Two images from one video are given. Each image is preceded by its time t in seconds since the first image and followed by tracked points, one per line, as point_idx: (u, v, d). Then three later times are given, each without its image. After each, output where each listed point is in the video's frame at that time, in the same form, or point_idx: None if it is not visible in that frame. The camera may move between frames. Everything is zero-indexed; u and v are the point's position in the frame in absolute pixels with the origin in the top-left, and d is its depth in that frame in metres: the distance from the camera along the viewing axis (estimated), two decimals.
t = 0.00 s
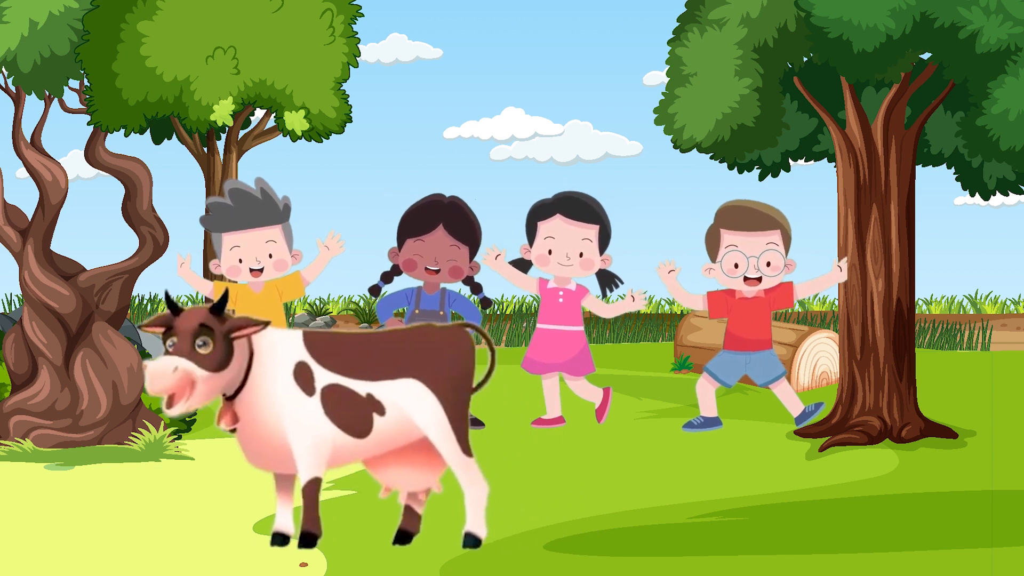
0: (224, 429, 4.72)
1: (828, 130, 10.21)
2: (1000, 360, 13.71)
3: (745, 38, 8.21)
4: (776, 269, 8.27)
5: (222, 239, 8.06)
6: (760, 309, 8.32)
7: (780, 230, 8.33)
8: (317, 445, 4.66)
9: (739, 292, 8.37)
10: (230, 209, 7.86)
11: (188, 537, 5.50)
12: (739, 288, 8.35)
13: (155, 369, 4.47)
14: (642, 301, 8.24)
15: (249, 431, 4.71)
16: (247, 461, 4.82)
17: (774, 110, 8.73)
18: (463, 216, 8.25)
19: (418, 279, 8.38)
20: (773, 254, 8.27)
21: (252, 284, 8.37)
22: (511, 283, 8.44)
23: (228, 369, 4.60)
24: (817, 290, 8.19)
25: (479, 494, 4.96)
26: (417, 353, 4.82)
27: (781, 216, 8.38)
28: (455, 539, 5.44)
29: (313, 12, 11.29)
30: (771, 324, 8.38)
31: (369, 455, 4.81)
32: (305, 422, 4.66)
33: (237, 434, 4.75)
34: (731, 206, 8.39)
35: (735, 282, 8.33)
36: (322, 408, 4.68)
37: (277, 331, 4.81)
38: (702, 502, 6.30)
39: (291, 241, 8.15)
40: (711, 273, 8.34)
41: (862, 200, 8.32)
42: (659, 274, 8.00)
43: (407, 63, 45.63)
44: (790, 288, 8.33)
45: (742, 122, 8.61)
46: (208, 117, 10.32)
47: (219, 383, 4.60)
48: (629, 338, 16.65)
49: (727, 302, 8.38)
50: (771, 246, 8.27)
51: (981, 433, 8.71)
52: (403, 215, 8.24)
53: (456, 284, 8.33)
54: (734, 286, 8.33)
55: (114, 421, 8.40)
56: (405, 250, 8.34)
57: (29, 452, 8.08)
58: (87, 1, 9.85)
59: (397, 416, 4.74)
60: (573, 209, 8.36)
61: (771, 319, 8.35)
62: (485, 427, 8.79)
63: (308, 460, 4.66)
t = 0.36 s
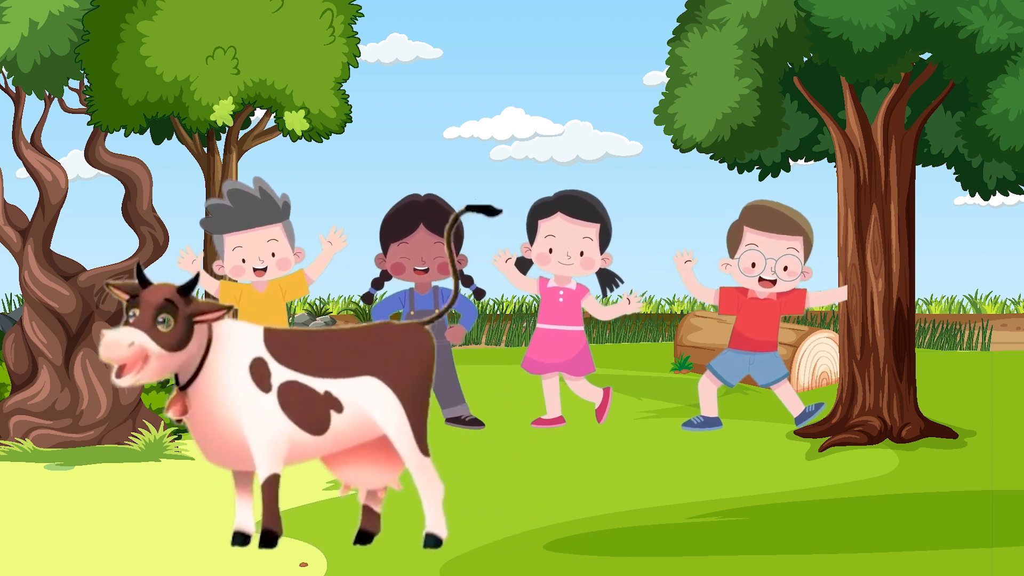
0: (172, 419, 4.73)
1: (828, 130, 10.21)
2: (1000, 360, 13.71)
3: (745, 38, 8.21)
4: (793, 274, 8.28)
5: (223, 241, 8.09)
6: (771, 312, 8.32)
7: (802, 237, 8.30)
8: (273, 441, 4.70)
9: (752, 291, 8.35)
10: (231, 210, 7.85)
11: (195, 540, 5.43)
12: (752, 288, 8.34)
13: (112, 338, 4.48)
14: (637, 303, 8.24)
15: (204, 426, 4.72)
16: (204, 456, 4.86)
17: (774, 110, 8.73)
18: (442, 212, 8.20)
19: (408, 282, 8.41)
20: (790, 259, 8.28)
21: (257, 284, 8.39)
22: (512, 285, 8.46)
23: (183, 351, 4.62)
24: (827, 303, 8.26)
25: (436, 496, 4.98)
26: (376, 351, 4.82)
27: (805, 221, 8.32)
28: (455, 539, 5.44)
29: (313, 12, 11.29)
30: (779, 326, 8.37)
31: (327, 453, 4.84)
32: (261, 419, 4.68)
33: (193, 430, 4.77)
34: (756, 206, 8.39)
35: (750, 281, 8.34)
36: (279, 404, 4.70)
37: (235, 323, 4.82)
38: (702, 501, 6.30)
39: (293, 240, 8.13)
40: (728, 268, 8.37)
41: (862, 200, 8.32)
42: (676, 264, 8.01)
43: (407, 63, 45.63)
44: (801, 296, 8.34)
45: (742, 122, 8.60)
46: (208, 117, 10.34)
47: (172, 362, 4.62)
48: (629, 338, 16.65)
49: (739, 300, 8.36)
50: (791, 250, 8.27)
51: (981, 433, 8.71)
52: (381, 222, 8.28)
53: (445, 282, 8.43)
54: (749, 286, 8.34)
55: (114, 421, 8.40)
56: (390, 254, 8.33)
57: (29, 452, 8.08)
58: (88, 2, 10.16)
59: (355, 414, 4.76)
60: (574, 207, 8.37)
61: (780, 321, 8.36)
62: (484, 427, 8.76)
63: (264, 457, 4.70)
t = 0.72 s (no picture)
0: (127, 418, 4.70)
1: (828, 130, 10.21)
2: (1000, 360, 13.71)
3: (745, 38, 8.21)
4: (788, 273, 8.30)
5: (223, 241, 8.11)
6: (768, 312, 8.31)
7: (797, 235, 8.33)
8: (233, 441, 4.72)
9: (749, 291, 8.34)
10: (231, 210, 7.82)
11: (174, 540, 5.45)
12: (749, 288, 8.33)
13: (72, 349, 4.48)
14: (632, 301, 8.26)
15: (165, 426, 4.74)
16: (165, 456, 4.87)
17: (774, 110, 8.73)
18: (422, 208, 8.23)
19: (401, 283, 8.39)
20: (787, 258, 8.29)
21: (257, 284, 8.36)
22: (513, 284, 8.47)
23: (143, 354, 4.63)
24: (824, 300, 8.26)
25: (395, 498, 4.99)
26: (336, 350, 4.83)
27: (798, 219, 8.36)
28: (454, 539, 5.44)
29: (313, 12, 11.29)
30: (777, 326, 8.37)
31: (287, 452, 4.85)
32: (221, 418, 4.70)
33: (154, 431, 4.79)
34: (749, 206, 8.39)
35: (747, 281, 8.34)
36: (239, 404, 4.72)
37: (195, 324, 4.84)
38: (702, 502, 6.30)
39: (292, 240, 8.14)
40: (724, 269, 8.37)
41: (862, 200, 8.31)
42: (672, 267, 8.01)
43: (407, 63, 45.64)
44: (799, 295, 8.33)
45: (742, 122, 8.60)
46: (208, 117, 10.38)
47: (131, 367, 4.62)
48: (629, 338, 16.66)
49: (736, 300, 8.35)
50: (786, 250, 8.28)
51: (981, 433, 8.71)
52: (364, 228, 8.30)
53: (437, 277, 8.37)
54: (745, 286, 8.33)
55: (114, 421, 8.36)
56: (378, 259, 8.33)
57: (28, 452, 8.08)
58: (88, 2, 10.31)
59: (315, 413, 4.76)
60: (569, 202, 8.40)
61: (778, 321, 8.34)
62: (484, 428, 8.75)
63: (225, 456, 4.72)
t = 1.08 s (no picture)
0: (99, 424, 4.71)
1: (828, 130, 10.21)
2: (1000, 360, 13.71)
3: (745, 38, 8.21)
4: (771, 268, 8.30)
5: (222, 240, 8.13)
6: (758, 309, 8.33)
7: (774, 229, 8.33)
8: (198, 442, 4.67)
9: (735, 291, 8.37)
10: (230, 210, 7.68)
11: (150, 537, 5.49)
12: (735, 288, 8.34)
13: (38, 374, 4.49)
14: (631, 293, 8.29)
15: (129, 429, 4.69)
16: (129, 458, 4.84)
17: (774, 110, 8.73)
18: (420, 208, 8.27)
19: (400, 284, 8.38)
20: (768, 253, 8.30)
21: (256, 284, 8.37)
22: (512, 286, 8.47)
23: (108, 364, 4.59)
24: (813, 287, 8.22)
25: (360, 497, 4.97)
26: (299, 351, 4.84)
27: (776, 215, 8.37)
28: (453, 539, 5.43)
29: (313, 12, 11.33)
30: (769, 323, 8.38)
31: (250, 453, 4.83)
32: (185, 419, 4.66)
33: (118, 433, 4.74)
34: (724, 206, 8.40)
35: (732, 282, 8.33)
36: (204, 406, 4.68)
37: (159, 327, 4.80)
38: (702, 502, 6.30)
39: (292, 241, 8.15)
40: (707, 274, 8.33)
41: (862, 200, 8.31)
42: (656, 279, 8.01)
43: (406, 63, 45.78)
44: (786, 286, 8.35)
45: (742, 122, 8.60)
46: (208, 118, 10.52)
47: (99, 380, 4.59)
48: (629, 338, 16.66)
49: (725, 302, 8.35)
50: (766, 243, 8.28)
51: (981, 433, 8.72)
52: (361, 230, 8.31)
53: (436, 276, 8.37)
54: (732, 287, 8.34)
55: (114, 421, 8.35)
56: (376, 259, 8.34)
57: (28, 453, 8.09)
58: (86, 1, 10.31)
59: (279, 414, 4.75)
60: (560, 205, 8.42)
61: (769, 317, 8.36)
62: (485, 428, 8.74)
63: (189, 458, 4.67)
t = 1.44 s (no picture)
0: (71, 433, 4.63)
1: (828, 130, 10.21)
2: (1000, 360, 13.71)
3: (745, 38, 8.20)
4: (763, 264, 8.28)
5: (223, 240, 8.13)
6: (753, 308, 8.32)
7: (763, 225, 8.32)
8: (159, 445, 4.62)
9: (729, 291, 8.37)
10: (231, 210, 7.70)
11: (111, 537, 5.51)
12: (728, 288, 8.35)
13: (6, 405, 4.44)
14: (630, 292, 8.29)
15: (91, 432, 4.65)
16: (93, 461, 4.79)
17: (774, 110, 8.74)
18: (444, 213, 8.34)
19: (408, 282, 8.39)
20: (759, 250, 8.28)
21: (257, 283, 8.35)
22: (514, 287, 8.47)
23: (75, 382, 4.53)
24: (806, 282, 8.21)
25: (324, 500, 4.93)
26: (263, 352, 4.75)
27: (765, 214, 8.36)
28: (453, 539, 5.43)
29: (312, 12, 11.42)
30: (765, 323, 8.37)
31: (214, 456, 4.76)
32: (147, 422, 4.60)
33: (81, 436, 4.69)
34: (712, 207, 8.40)
35: (724, 282, 8.34)
36: (165, 408, 4.61)
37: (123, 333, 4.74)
38: (702, 502, 6.30)
39: (293, 241, 8.14)
40: (700, 276, 8.36)
41: (862, 200, 8.31)
42: (649, 283, 8.00)
43: (406, 63, 45.78)
44: (779, 284, 8.33)
45: (742, 122, 8.60)
46: (208, 118, 10.66)
47: (70, 399, 4.54)
48: (629, 338, 16.67)
49: (719, 302, 8.36)
50: (756, 241, 8.27)
51: (981, 433, 8.71)
52: (383, 221, 8.35)
53: (447, 281, 8.38)
54: (725, 287, 8.34)
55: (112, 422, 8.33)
56: (390, 254, 8.39)
57: (28, 453, 8.10)
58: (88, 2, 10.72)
59: (242, 417, 4.68)
60: (558, 203, 8.42)
61: (763, 316, 8.34)
62: (484, 428, 8.73)
63: (150, 460, 4.62)
